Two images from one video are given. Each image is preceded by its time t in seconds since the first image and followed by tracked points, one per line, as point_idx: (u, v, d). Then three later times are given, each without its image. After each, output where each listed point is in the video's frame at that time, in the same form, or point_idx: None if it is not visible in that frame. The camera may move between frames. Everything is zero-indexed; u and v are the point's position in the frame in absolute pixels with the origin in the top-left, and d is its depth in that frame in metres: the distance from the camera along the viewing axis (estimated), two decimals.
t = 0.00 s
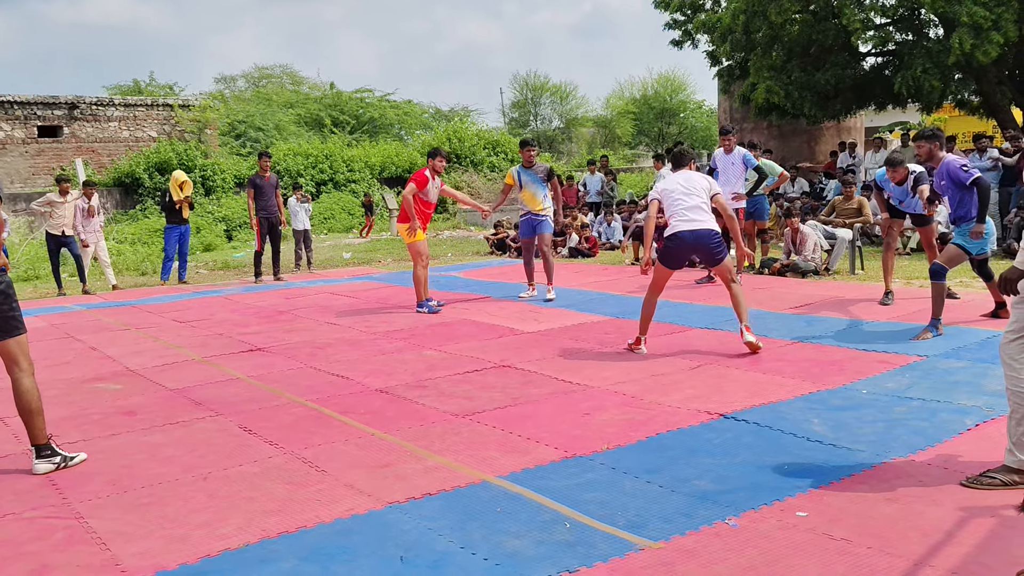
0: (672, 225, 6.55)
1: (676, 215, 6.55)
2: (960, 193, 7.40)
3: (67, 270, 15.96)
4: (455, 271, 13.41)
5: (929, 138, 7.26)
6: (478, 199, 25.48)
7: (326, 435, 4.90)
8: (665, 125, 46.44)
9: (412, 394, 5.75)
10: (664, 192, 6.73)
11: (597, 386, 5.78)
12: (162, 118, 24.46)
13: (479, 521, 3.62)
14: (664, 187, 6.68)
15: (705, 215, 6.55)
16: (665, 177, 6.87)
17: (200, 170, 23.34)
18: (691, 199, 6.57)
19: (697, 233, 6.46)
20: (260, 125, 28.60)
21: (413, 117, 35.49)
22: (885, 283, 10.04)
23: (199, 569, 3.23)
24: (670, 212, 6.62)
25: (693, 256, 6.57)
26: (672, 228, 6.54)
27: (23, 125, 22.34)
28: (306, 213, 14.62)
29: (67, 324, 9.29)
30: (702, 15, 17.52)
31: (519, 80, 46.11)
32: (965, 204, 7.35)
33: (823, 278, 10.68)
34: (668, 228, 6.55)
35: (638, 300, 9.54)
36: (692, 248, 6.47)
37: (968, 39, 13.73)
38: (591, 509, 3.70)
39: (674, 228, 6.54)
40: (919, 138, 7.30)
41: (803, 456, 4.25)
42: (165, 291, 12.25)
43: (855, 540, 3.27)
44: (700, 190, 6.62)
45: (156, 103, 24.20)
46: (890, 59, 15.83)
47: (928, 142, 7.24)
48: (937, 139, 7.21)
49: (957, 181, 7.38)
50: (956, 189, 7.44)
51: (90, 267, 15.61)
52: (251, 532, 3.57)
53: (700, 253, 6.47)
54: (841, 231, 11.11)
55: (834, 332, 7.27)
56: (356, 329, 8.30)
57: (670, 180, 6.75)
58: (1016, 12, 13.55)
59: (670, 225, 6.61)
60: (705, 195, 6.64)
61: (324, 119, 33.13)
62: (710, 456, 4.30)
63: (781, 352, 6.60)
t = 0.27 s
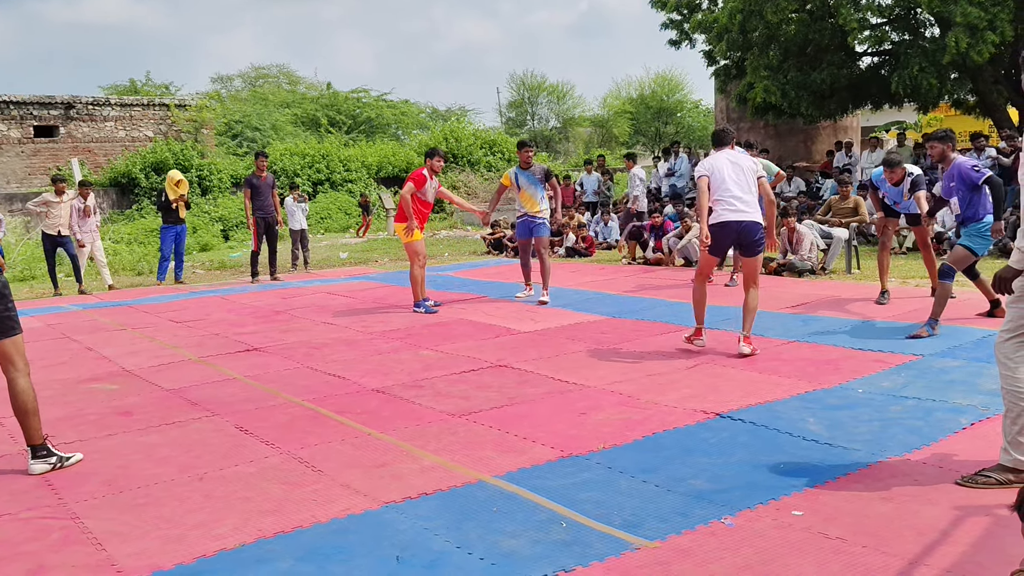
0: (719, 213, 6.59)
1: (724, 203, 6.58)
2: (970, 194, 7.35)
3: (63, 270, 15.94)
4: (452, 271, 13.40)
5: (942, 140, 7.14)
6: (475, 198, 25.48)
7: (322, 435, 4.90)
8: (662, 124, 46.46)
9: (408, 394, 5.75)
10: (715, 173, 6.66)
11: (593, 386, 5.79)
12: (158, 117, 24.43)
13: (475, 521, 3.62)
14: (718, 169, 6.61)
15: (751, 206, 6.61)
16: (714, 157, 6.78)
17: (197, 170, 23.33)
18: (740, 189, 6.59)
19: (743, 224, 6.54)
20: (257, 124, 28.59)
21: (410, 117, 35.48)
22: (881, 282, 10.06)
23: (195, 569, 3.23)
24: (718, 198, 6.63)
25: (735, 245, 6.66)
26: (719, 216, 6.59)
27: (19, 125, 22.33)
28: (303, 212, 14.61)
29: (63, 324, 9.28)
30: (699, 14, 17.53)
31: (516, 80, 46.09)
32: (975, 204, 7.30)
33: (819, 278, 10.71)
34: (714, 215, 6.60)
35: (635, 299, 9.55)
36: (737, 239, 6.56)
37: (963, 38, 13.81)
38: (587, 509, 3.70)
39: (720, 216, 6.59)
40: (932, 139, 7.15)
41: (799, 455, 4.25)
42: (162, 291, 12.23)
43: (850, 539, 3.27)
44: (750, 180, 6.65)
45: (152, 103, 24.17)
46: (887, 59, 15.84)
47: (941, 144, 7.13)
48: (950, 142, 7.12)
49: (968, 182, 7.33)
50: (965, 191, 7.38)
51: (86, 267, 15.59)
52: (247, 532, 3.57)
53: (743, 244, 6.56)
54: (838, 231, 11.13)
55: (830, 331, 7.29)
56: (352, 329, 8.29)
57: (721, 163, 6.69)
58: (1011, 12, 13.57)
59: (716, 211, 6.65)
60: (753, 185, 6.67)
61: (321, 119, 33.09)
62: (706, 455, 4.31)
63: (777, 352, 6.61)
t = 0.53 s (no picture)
0: (752, 216, 6.51)
1: (756, 204, 6.52)
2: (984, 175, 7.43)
3: (59, 269, 15.91)
4: (449, 270, 13.40)
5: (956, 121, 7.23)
6: (471, 197, 25.49)
7: (320, 434, 4.90)
8: (659, 123, 46.48)
9: (406, 393, 5.75)
10: (742, 177, 6.70)
11: (590, 384, 5.79)
12: (154, 116, 24.38)
13: (473, 519, 3.63)
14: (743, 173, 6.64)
15: (783, 206, 6.55)
16: (742, 161, 6.82)
17: (193, 169, 23.30)
18: (771, 190, 6.55)
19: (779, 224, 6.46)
20: (253, 123, 28.56)
21: (407, 116, 35.46)
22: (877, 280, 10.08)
23: (193, 569, 3.23)
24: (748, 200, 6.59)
25: (772, 246, 6.58)
26: (753, 219, 6.51)
27: (15, 124, 22.28)
28: (300, 212, 14.59)
29: (60, 324, 9.26)
30: (695, 13, 17.54)
31: (512, 78, 46.05)
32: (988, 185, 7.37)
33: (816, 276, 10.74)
34: (747, 218, 6.52)
35: (632, 298, 9.55)
36: (774, 239, 6.47)
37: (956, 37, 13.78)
38: (584, 507, 3.71)
39: (754, 218, 6.51)
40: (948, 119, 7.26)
41: (796, 454, 4.26)
42: (158, 290, 12.21)
43: (847, 537, 3.28)
44: (780, 179, 6.59)
45: (148, 102, 24.12)
46: (882, 57, 15.86)
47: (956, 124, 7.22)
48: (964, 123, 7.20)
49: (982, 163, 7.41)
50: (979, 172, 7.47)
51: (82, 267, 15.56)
52: (244, 531, 3.57)
53: (780, 243, 6.47)
54: (834, 229, 11.15)
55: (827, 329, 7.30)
56: (349, 328, 8.29)
57: (748, 166, 6.71)
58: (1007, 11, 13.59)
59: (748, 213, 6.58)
60: (784, 185, 6.61)
61: (317, 118, 33.04)
62: (703, 454, 4.32)
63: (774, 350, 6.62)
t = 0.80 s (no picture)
0: (799, 211, 6.51)
1: (801, 201, 6.53)
2: (991, 190, 7.38)
3: (52, 268, 15.86)
4: (443, 268, 13.40)
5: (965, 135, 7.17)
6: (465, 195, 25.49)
7: (314, 433, 4.90)
8: (653, 121, 46.50)
9: (401, 391, 5.75)
10: (784, 175, 6.73)
11: (585, 382, 5.80)
12: (146, 114, 24.32)
13: (468, 518, 3.63)
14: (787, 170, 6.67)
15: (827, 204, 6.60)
16: (780, 162, 6.86)
17: (186, 167, 23.25)
18: (815, 188, 6.60)
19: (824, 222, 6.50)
20: (247, 121, 28.51)
21: (401, 114, 35.41)
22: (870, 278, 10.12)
23: (187, 568, 3.23)
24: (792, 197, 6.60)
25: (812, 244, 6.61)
26: (799, 215, 6.51)
27: (6, 122, 22.22)
28: (294, 210, 14.56)
29: (53, 323, 9.24)
30: (689, 11, 17.57)
31: (506, 76, 46.01)
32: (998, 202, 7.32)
33: (809, 273, 10.77)
34: (793, 213, 6.51)
35: (626, 296, 9.57)
36: (818, 237, 6.50)
37: (948, 35, 13.89)
38: (579, 505, 3.71)
39: (799, 214, 6.52)
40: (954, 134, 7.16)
41: (790, 451, 4.28)
42: (152, 288, 12.18)
43: (841, 534, 3.30)
44: (822, 180, 6.68)
45: (141, 100, 24.04)
46: (875, 56, 15.99)
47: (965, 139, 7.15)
48: (973, 136, 7.14)
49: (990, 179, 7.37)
50: (987, 187, 7.43)
51: (75, 266, 15.51)
52: (239, 531, 3.56)
53: (824, 241, 6.52)
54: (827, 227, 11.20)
55: (820, 327, 7.33)
56: (343, 326, 8.29)
57: (790, 166, 6.76)
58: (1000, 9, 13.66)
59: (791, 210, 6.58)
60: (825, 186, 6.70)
61: (311, 116, 32.97)
62: (697, 452, 4.33)
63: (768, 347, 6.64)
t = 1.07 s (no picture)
0: (812, 205, 6.60)
1: (818, 194, 6.61)
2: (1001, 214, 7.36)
3: (37, 268, 15.73)
4: (432, 267, 13.38)
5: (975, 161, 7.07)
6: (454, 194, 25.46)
7: (303, 433, 4.88)
8: (641, 120, 46.59)
9: (390, 391, 5.74)
10: (801, 167, 6.78)
11: (574, 381, 5.81)
12: (133, 113, 24.18)
13: (458, 517, 3.63)
14: (804, 162, 6.72)
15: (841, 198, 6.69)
16: (799, 153, 6.91)
17: (173, 166, 23.12)
18: (830, 183, 6.67)
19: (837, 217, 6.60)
20: (234, 120, 28.36)
21: (389, 113, 35.34)
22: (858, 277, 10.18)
23: (176, 569, 3.21)
24: (807, 190, 6.68)
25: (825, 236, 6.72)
26: (814, 207, 6.60)
27: None
28: (282, 209, 14.49)
29: (39, 323, 9.16)
30: (677, 11, 17.61)
31: (495, 75, 45.97)
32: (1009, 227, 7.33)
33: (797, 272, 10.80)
34: (807, 206, 6.60)
35: (615, 295, 9.58)
36: (832, 231, 6.60)
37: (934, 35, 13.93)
38: (569, 504, 3.72)
39: (813, 207, 6.60)
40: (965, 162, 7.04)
41: (778, 449, 4.30)
42: (138, 288, 12.10)
43: (829, 531, 3.32)
44: (839, 173, 6.74)
45: (127, 99, 23.88)
46: (862, 55, 16.06)
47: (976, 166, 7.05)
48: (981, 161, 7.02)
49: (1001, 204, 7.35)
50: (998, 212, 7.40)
51: (61, 266, 15.39)
52: (228, 531, 3.54)
53: (836, 235, 6.63)
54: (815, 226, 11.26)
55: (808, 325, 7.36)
56: (332, 326, 8.26)
57: (808, 158, 6.81)
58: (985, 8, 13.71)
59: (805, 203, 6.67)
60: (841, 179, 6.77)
61: (299, 114, 32.84)
62: (686, 450, 4.34)
63: (756, 346, 6.67)
